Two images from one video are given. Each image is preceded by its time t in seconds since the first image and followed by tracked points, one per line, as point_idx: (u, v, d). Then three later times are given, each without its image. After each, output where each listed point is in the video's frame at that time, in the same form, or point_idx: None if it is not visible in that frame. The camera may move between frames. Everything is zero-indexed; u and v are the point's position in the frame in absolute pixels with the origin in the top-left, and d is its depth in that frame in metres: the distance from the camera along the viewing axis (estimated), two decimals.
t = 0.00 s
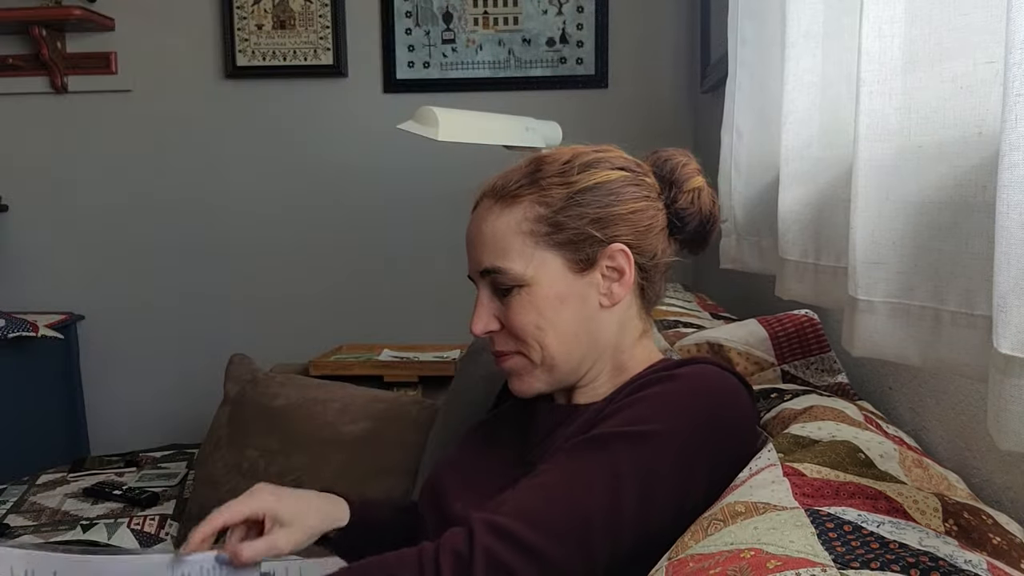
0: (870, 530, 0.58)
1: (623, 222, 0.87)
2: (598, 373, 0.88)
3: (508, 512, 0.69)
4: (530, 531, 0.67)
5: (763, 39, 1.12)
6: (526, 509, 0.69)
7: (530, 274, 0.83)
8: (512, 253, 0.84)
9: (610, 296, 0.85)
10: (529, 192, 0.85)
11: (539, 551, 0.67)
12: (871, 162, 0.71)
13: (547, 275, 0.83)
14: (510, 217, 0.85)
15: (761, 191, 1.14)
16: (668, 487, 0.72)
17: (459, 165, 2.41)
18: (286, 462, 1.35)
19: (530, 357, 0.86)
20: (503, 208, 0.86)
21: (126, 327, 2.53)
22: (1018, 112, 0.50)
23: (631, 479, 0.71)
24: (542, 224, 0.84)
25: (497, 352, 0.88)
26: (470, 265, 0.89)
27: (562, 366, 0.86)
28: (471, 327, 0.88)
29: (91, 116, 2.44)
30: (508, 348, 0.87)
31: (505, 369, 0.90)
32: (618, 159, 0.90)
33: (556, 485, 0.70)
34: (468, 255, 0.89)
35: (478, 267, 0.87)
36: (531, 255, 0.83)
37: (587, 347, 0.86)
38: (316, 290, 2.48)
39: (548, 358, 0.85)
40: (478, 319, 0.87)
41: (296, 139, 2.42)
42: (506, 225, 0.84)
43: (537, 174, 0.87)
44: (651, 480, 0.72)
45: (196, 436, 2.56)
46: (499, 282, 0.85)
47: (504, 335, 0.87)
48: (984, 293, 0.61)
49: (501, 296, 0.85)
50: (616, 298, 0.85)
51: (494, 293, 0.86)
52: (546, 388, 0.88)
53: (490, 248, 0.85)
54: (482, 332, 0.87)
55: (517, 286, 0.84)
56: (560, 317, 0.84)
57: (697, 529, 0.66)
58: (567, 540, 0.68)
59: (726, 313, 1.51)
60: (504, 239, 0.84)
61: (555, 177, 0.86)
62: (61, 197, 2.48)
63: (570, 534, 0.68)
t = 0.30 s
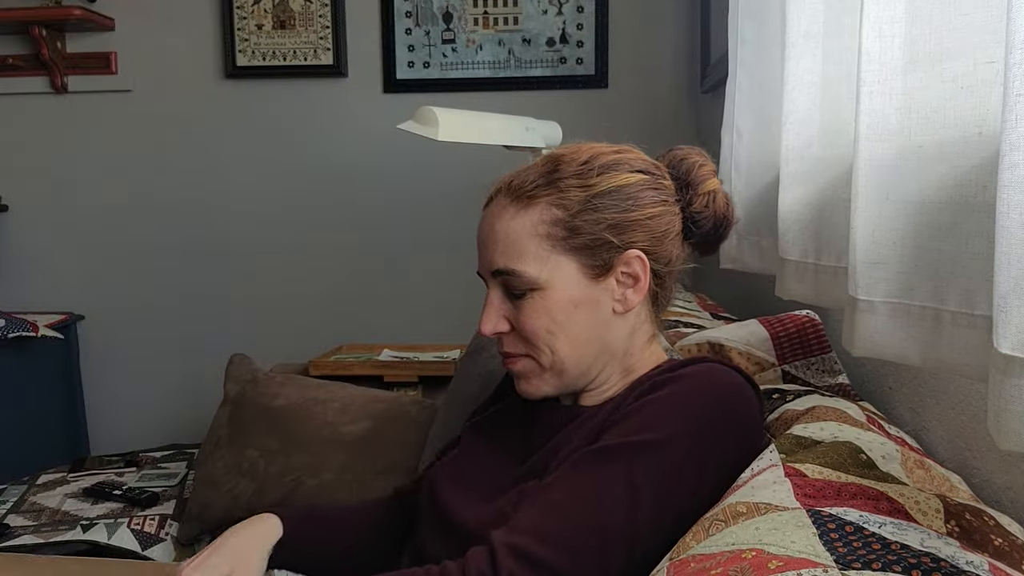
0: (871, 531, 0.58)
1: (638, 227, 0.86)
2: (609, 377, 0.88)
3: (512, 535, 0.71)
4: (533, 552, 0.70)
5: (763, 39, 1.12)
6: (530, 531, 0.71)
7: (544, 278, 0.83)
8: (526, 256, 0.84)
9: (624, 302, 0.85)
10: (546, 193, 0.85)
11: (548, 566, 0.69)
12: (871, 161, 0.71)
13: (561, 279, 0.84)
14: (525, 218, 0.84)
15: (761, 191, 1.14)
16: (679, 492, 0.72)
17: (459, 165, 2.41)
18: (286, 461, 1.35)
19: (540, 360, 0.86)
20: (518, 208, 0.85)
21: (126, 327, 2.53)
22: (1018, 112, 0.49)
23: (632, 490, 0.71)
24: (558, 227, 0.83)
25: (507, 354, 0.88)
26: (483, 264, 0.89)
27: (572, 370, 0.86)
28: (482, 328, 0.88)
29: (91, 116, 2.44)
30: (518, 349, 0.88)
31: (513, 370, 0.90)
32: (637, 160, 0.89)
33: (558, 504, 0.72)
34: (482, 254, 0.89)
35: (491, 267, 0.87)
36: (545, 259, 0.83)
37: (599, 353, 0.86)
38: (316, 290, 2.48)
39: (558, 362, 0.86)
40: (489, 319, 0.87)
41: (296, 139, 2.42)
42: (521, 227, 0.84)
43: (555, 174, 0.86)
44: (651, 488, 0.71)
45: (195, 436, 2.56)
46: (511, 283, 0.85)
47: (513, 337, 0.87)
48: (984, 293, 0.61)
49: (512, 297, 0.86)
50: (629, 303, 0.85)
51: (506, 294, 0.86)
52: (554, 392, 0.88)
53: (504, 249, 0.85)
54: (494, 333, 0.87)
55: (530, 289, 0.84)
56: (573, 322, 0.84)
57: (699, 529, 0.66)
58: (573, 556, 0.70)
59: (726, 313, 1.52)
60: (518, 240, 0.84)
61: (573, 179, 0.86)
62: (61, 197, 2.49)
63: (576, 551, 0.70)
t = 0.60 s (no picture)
0: (872, 532, 0.58)
1: (648, 230, 0.86)
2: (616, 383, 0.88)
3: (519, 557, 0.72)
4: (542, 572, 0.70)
5: (763, 39, 1.12)
6: (537, 550, 0.72)
7: (552, 284, 0.83)
8: (535, 261, 0.84)
9: (633, 306, 0.85)
10: (555, 197, 0.85)
11: None
12: (871, 161, 0.71)
13: (570, 285, 0.84)
14: (533, 223, 0.84)
15: (762, 191, 1.14)
16: (682, 510, 0.73)
17: (459, 165, 2.41)
18: (286, 461, 1.34)
19: (548, 365, 0.86)
20: (526, 212, 0.85)
21: (126, 327, 2.53)
22: (1018, 112, 0.49)
23: (638, 506, 0.72)
24: (567, 232, 0.83)
25: (514, 358, 0.88)
26: (490, 267, 0.89)
27: (581, 375, 0.86)
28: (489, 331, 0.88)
29: (91, 116, 2.44)
30: (525, 353, 0.88)
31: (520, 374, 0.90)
32: (645, 162, 0.89)
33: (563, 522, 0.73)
34: (489, 257, 0.89)
35: (498, 271, 0.87)
36: (553, 264, 0.83)
37: (608, 357, 0.86)
38: (316, 290, 2.48)
39: (566, 367, 0.86)
40: (497, 323, 0.87)
41: (296, 139, 2.42)
42: (529, 232, 0.84)
43: (564, 177, 0.86)
44: (657, 509, 0.72)
45: (195, 436, 2.56)
46: (519, 288, 0.85)
47: (520, 341, 0.87)
48: (984, 293, 0.61)
49: (520, 302, 0.86)
50: (637, 308, 0.85)
51: (514, 299, 0.86)
52: (561, 396, 0.88)
53: (512, 254, 0.85)
54: (501, 337, 0.87)
55: (538, 294, 0.84)
56: (582, 327, 0.84)
57: (701, 530, 0.66)
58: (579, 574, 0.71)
59: (727, 313, 1.52)
60: (527, 246, 0.84)
61: (582, 182, 0.86)
62: (61, 197, 2.49)
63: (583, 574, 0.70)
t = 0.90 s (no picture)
0: (872, 531, 0.58)
1: (646, 230, 0.86)
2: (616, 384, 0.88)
3: (514, 553, 0.72)
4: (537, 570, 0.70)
5: (762, 39, 1.13)
6: (532, 547, 0.72)
7: (549, 286, 0.84)
8: (532, 263, 0.84)
9: (632, 307, 0.85)
10: (551, 199, 0.85)
11: None
12: (871, 161, 0.70)
13: (567, 287, 0.84)
14: (530, 225, 0.84)
15: (762, 191, 1.14)
16: (683, 512, 0.73)
17: (459, 165, 2.41)
18: (286, 461, 1.34)
19: (548, 368, 0.86)
20: (523, 215, 0.85)
21: (126, 327, 2.53)
22: (1018, 112, 0.49)
23: (636, 506, 0.72)
24: (564, 233, 0.83)
25: (514, 361, 0.88)
26: (489, 270, 0.89)
27: (581, 377, 0.86)
28: (488, 334, 0.88)
29: (91, 116, 2.45)
30: (523, 356, 0.88)
31: (520, 376, 0.90)
32: (643, 162, 0.89)
33: (559, 519, 0.73)
34: (487, 260, 0.89)
35: (496, 274, 0.87)
36: (551, 267, 0.84)
37: (608, 359, 0.86)
38: (316, 289, 2.48)
39: (565, 369, 0.85)
40: (495, 326, 0.88)
41: (296, 139, 2.42)
42: (526, 234, 0.84)
43: (560, 179, 0.86)
44: (657, 511, 0.72)
45: (195, 436, 2.56)
46: (516, 291, 0.85)
47: (519, 344, 0.87)
48: (984, 293, 0.61)
49: (517, 305, 0.86)
50: (635, 308, 0.85)
51: (512, 301, 0.86)
52: (562, 399, 0.88)
53: (510, 256, 0.85)
54: (500, 340, 0.87)
55: (535, 297, 0.84)
56: (581, 328, 0.84)
57: (701, 530, 0.66)
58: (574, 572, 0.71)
59: (727, 313, 1.52)
60: (524, 249, 0.84)
61: (578, 183, 0.86)
62: (61, 197, 2.49)
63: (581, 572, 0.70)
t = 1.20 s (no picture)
0: (872, 531, 0.58)
1: (638, 228, 0.86)
2: (613, 382, 0.88)
3: (514, 553, 0.72)
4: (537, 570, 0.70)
5: (762, 40, 1.13)
6: (531, 546, 0.72)
7: (539, 286, 0.84)
8: (522, 263, 0.84)
9: (624, 305, 0.85)
10: (541, 199, 0.85)
11: None
12: (871, 162, 0.71)
13: (557, 287, 0.84)
14: (518, 226, 0.85)
15: (762, 192, 1.14)
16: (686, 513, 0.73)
17: (459, 165, 2.41)
18: (286, 461, 1.34)
19: (542, 367, 0.87)
20: (513, 215, 0.86)
21: (126, 327, 2.53)
22: (1018, 112, 0.49)
23: (636, 505, 0.72)
24: (551, 234, 0.84)
25: (510, 360, 0.89)
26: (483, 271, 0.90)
27: (575, 375, 0.86)
28: (483, 334, 0.89)
29: (91, 116, 2.45)
30: (518, 356, 0.88)
31: (517, 375, 0.91)
32: (635, 160, 0.88)
33: (559, 519, 0.72)
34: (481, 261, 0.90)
35: (489, 275, 0.88)
36: (539, 266, 0.84)
37: (601, 357, 0.86)
38: (316, 289, 2.48)
39: (558, 368, 0.86)
40: (489, 327, 0.88)
41: (297, 139, 2.42)
42: (515, 235, 0.85)
43: (550, 178, 0.87)
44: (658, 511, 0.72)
45: (195, 436, 2.56)
46: (508, 291, 0.86)
47: (513, 343, 0.88)
48: (983, 293, 0.61)
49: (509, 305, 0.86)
50: (627, 306, 0.85)
51: (506, 300, 0.87)
52: (559, 397, 0.89)
53: (501, 256, 0.86)
54: (494, 339, 0.88)
55: (526, 297, 0.85)
56: (572, 327, 0.84)
57: (701, 530, 0.66)
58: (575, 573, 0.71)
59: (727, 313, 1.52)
60: (513, 250, 0.85)
61: (567, 182, 0.86)
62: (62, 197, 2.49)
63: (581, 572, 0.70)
